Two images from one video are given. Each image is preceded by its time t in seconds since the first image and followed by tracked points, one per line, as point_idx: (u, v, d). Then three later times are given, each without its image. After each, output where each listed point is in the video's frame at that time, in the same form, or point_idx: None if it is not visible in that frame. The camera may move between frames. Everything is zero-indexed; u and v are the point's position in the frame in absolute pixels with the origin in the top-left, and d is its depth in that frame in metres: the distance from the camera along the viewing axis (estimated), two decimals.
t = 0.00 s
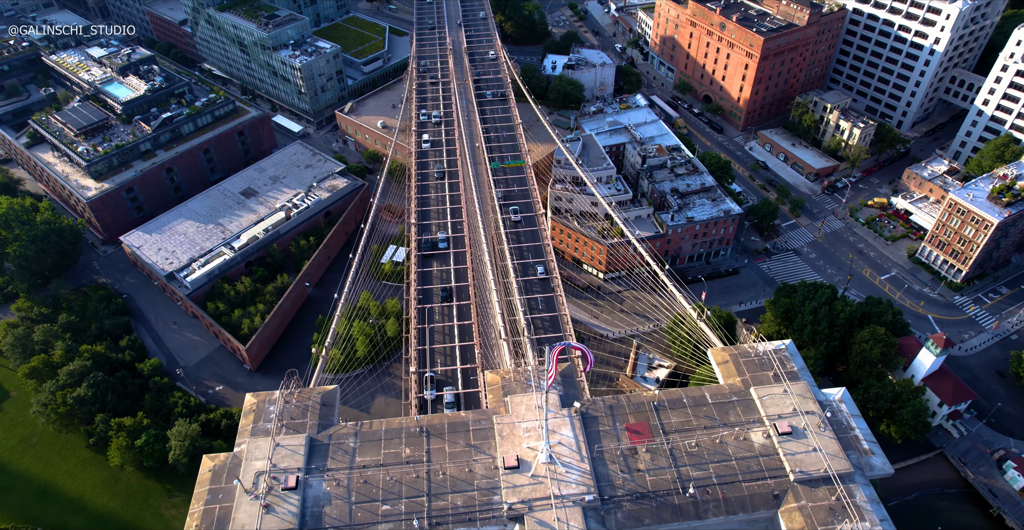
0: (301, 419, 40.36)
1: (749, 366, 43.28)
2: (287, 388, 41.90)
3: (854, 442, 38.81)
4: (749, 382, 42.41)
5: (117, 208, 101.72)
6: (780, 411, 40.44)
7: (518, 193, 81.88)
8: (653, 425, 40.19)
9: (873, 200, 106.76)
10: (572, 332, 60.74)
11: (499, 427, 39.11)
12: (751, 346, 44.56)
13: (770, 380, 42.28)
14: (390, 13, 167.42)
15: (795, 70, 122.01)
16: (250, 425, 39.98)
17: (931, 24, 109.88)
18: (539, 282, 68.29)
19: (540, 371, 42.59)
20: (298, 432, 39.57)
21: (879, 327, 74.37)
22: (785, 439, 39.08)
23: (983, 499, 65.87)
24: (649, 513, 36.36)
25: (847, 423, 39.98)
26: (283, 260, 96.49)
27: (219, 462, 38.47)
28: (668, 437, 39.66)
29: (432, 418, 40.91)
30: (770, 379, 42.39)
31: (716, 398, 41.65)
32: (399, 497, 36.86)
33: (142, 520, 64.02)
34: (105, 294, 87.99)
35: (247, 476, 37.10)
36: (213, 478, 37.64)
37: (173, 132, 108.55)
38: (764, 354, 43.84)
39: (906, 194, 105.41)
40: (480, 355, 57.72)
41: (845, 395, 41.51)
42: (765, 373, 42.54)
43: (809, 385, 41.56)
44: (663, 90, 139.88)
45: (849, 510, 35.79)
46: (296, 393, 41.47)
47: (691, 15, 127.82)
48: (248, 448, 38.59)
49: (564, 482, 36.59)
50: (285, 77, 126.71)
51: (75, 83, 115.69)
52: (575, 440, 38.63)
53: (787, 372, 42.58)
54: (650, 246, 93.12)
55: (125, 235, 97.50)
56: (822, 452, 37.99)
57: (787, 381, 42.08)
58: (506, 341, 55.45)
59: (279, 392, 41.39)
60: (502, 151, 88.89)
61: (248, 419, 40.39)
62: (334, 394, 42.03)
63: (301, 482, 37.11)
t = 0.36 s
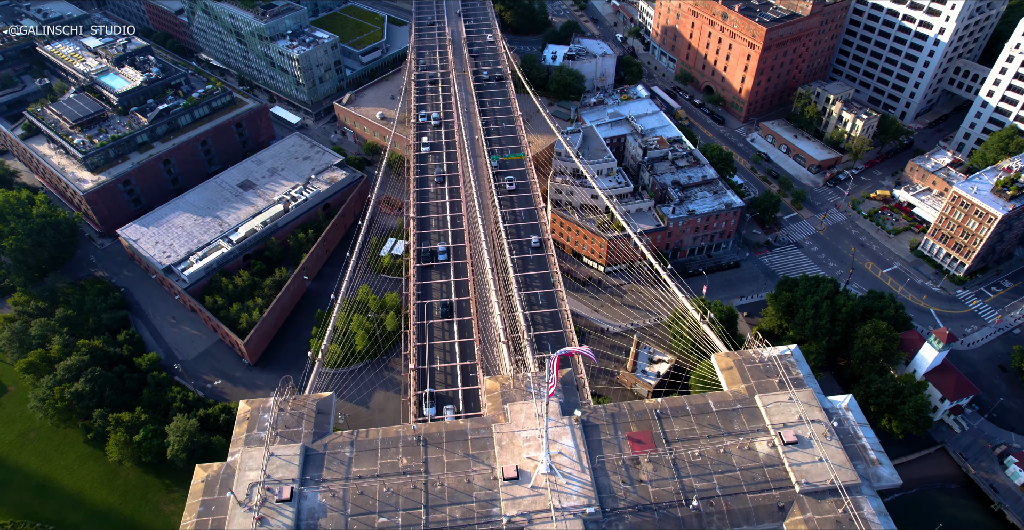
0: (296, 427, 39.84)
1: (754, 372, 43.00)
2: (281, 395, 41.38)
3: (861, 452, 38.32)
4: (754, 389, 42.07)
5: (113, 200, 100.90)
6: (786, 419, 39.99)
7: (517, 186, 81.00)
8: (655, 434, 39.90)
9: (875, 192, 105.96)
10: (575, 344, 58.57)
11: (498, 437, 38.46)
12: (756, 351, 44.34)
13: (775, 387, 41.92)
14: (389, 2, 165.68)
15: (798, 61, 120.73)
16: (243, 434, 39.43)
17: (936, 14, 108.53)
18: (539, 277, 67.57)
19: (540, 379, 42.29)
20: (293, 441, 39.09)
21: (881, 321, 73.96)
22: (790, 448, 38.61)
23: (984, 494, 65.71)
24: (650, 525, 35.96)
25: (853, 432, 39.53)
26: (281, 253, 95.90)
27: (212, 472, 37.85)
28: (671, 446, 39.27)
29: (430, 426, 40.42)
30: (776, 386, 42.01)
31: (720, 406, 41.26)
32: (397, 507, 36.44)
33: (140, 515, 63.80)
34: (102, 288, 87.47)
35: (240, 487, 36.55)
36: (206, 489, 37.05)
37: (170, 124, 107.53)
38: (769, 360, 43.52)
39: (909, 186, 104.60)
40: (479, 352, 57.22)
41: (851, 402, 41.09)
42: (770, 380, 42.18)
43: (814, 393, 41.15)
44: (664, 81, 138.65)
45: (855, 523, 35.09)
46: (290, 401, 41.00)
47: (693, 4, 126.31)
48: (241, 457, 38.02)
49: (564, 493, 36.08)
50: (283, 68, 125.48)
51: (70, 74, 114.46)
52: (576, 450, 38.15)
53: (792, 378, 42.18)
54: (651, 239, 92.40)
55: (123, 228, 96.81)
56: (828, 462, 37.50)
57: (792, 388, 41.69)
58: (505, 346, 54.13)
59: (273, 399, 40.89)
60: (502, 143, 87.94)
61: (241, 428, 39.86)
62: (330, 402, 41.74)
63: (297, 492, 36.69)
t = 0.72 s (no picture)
0: (291, 435, 39.42)
1: (759, 378, 42.65)
2: (277, 403, 40.94)
3: (869, 461, 38.05)
4: (759, 396, 41.72)
5: (110, 192, 100.03)
6: (792, 427, 39.47)
7: (517, 177, 80.15)
8: (658, 442, 39.51)
9: (878, 183, 105.12)
10: (576, 342, 57.66)
11: (498, 446, 38.03)
12: (761, 356, 44.01)
13: (781, 394, 41.54)
14: None
15: (801, 50, 119.36)
16: (237, 442, 39.01)
17: (941, 2, 107.06)
18: (539, 271, 66.91)
19: (540, 383, 41.62)
20: (288, 450, 38.67)
21: (884, 315, 73.53)
22: (796, 458, 38.11)
23: (985, 488, 65.57)
24: None
25: (860, 440, 39.28)
26: (280, 246, 95.28)
27: (206, 482, 37.39)
28: (674, 455, 38.89)
29: (428, 434, 40.04)
30: (781, 393, 41.62)
31: (724, 413, 40.85)
32: (394, 519, 36.07)
33: (139, 509, 63.68)
34: (100, 280, 86.95)
35: (235, 499, 36.20)
36: (200, 500, 36.61)
37: (167, 115, 106.44)
38: (774, 366, 43.18)
39: (912, 177, 103.74)
40: (478, 348, 56.75)
41: (858, 409, 40.82)
42: (776, 387, 41.88)
43: (821, 400, 40.72)
44: (666, 70, 137.23)
45: None
46: (285, 407, 40.43)
47: None
48: (236, 466, 37.65)
49: (566, 504, 35.68)
50: (280, 57, 124.16)
51: (65, 63, 113.12)
52: (577, 459, 37.76)
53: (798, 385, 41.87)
54: (652, 231, 91.75)
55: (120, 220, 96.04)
56: (836, 472, 37.10)
57: (798, 395, 41.25)
58: (505, 349, 51.66)
59: (268, 407, 40.46)
60: (502, 135, 86.97)
61: (236, 436, 39.38)
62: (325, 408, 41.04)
63: (292, 503, 36.35)
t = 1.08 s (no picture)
0: (286, 445, 39.03)
1: (764, 384, 42.14)
2: (272, 410, 40.75)
3: (877, 472, 37.43)
4: (764, 403, 41.19)
5: (107, 183, 99.14)
6: (798, 436, 39.11)
7: (517, 169, 79.26)
8: (661, 451, 39.15)
9: (881, 174, 104.23)
10: (577, 337, 57.28)
11: (497, 455, 37.66)
12: (766, 362, 43.52)
13: (786, 401, 41.04)
14: None
15: (804, 39, 117.97)
16: (232, 451, 38.58)
17: None
18: (539, 265, 66.25)
19: (541, 391, 41.40)
20: (284, 460, 38.32)
21: (886, 308, 73.06)
22: (802, 468, 37.69)
23: (986, 482, 65.38)
24: None
25: (868, 449, 38.61)
26: (279, 237, 94.67)
27: (199, 493, 36.75)
28: (678, 465, 38.48)
29: (427, 443, 39.64)
30: (787, 400, 41.15)
31: (728, 421, 40.49)
32: None
33: (138, 503, 63.56)
34: (98, 273, 86.43)
35: (228, 510, 35.71)
36: (194, 510, 36.05)
37: (163, 104, 105.35)
38: (780, 372, 42.63)
39: (916, 168, 102.84)
40: (477, 344, 56.31)
41: (865, 417, 40.12)
42: (781, 393, 41.29)
43: (827, 407, 40.18)
44: (668, 58, 135.77)
45: None
46: (281, 415, 40.25)
47: None
48: (230, 476, 37.13)
49: (566, 516, 35.25)
50: (278, 46, 122.78)
51: (60, 52, 111.80)
52: (578, 469, 37.55)
53: (804, 391, 41.28)
54: (653, 223, 91.00)
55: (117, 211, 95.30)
56: (843, 483, 36.61)
57: (804, 403, 40.76)
58: (505, 351, 51.15)
59: (263, 414, 40.06)
60: (502, 125, 85.98)
61: (230, 445, 38.96)
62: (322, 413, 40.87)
63: (287, 515, 36.01)
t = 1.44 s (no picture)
0: (283, 452, 38.25)
1: (769, 392, 41.15)
2: (266, 418, 39.83)
3: (885, 483, 36.54)
4: (769, 411, 40.15)
5: (103, 174, 98.27)
6: (803, 446, 38.07)
7: (518, 161, 78.35)
8: (664, 462, 38.01)
9: (884, 165, 103.38)
10: (577, 331, 56.91)
11: (497, 466, 36.53)
12: (771, 368, 42.40)
13: (792, 409, 40.02)
14: None
15: (807, 27, 116.56)
16: (226, 461, 37.77)
17: None
18: (540, 259, 65.58)
19: (540, 398, 40.35)
20: (278, 470, 37.44)
21: (889, 301, 72.50)
22: (807, 479, 36.54)
23: (987, 476, 65.21)
24: None
25: (876, 460, 37.78)
26: (277, 229, 94.02)
27: (192, 504, 36.16)
28: (681, 477, 37.37)
29: (426, 452, 38.67)
30: (792, 408, 40.15)
31: (733, 430, 39.39)
32: None
33: (137, 497, 63.41)
34: (95, 265, 85.90)
35: (223, 523, 34.94)
36: (186, 524, 35.37)
37: (160, 94, 104.23)
38: (786, 379, 41.67)
39: (919, 159, 101.95)
40: (477, 340, 55.84)
41: (873, 426, 39.24)
42: (787, 401, 40.31)
43: (834, 416, 39.20)
44: (669, 47, 134.27)
45: None
46: (276, 424, 39.30)
47: None
48: (224, 486, 36.47)
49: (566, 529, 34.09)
50: (275, 34, 121.36)
51: (55, 41, 110.41)
52: (580, 480, 36.18)
53: (809, 399, 40.36)
54: (654, 215, 90.26)
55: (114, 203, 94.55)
56: (849, 495, 35.47)
57: (810, 411, 39.77)
58: (505, 354, 50.06)
59: (256, 423, 39.16)
60: (502, 116, 84.96)
61: (224, 455, 38.15)
62: (317, 424, 39.88)
63: (282, 527, 35.23)
